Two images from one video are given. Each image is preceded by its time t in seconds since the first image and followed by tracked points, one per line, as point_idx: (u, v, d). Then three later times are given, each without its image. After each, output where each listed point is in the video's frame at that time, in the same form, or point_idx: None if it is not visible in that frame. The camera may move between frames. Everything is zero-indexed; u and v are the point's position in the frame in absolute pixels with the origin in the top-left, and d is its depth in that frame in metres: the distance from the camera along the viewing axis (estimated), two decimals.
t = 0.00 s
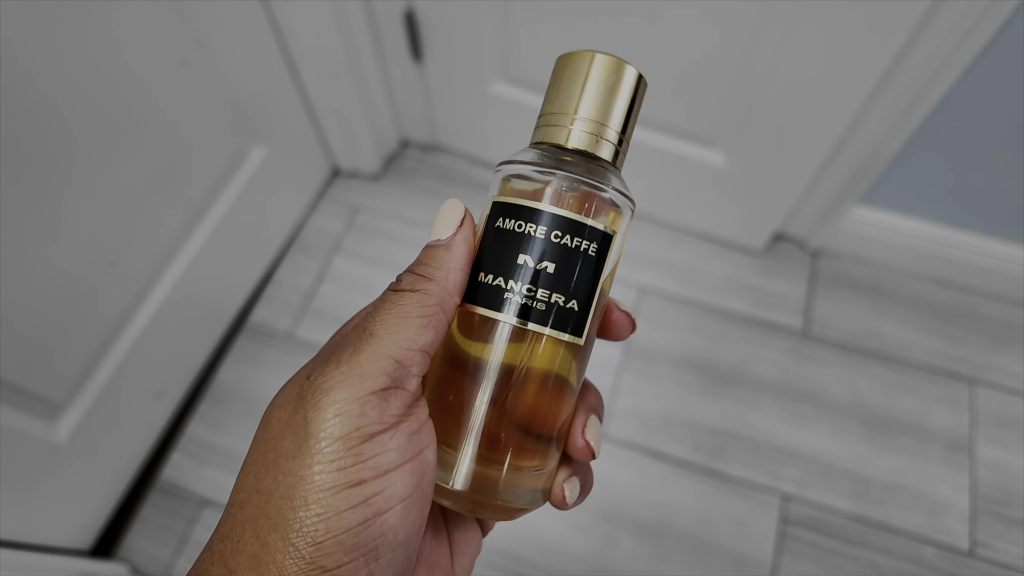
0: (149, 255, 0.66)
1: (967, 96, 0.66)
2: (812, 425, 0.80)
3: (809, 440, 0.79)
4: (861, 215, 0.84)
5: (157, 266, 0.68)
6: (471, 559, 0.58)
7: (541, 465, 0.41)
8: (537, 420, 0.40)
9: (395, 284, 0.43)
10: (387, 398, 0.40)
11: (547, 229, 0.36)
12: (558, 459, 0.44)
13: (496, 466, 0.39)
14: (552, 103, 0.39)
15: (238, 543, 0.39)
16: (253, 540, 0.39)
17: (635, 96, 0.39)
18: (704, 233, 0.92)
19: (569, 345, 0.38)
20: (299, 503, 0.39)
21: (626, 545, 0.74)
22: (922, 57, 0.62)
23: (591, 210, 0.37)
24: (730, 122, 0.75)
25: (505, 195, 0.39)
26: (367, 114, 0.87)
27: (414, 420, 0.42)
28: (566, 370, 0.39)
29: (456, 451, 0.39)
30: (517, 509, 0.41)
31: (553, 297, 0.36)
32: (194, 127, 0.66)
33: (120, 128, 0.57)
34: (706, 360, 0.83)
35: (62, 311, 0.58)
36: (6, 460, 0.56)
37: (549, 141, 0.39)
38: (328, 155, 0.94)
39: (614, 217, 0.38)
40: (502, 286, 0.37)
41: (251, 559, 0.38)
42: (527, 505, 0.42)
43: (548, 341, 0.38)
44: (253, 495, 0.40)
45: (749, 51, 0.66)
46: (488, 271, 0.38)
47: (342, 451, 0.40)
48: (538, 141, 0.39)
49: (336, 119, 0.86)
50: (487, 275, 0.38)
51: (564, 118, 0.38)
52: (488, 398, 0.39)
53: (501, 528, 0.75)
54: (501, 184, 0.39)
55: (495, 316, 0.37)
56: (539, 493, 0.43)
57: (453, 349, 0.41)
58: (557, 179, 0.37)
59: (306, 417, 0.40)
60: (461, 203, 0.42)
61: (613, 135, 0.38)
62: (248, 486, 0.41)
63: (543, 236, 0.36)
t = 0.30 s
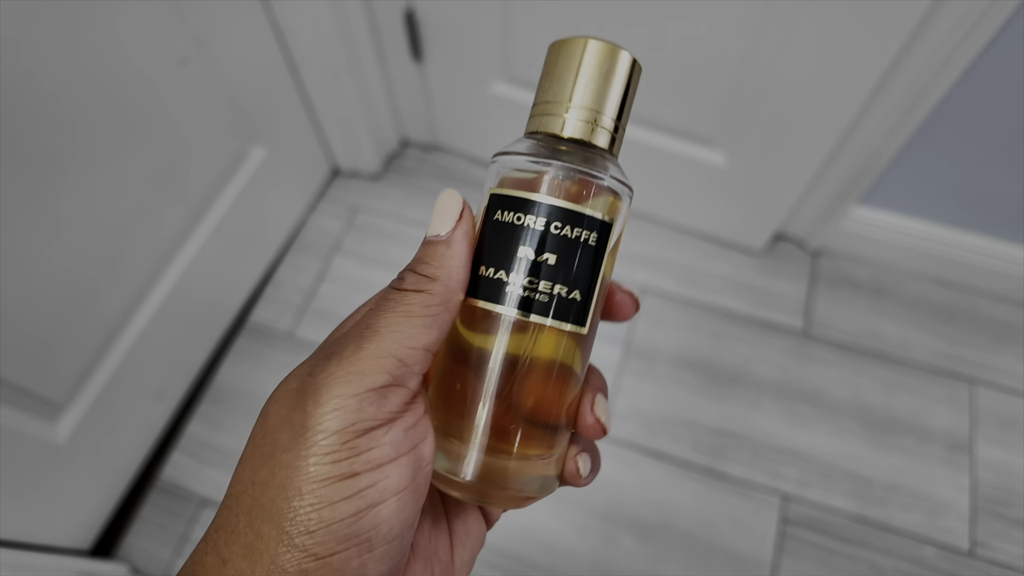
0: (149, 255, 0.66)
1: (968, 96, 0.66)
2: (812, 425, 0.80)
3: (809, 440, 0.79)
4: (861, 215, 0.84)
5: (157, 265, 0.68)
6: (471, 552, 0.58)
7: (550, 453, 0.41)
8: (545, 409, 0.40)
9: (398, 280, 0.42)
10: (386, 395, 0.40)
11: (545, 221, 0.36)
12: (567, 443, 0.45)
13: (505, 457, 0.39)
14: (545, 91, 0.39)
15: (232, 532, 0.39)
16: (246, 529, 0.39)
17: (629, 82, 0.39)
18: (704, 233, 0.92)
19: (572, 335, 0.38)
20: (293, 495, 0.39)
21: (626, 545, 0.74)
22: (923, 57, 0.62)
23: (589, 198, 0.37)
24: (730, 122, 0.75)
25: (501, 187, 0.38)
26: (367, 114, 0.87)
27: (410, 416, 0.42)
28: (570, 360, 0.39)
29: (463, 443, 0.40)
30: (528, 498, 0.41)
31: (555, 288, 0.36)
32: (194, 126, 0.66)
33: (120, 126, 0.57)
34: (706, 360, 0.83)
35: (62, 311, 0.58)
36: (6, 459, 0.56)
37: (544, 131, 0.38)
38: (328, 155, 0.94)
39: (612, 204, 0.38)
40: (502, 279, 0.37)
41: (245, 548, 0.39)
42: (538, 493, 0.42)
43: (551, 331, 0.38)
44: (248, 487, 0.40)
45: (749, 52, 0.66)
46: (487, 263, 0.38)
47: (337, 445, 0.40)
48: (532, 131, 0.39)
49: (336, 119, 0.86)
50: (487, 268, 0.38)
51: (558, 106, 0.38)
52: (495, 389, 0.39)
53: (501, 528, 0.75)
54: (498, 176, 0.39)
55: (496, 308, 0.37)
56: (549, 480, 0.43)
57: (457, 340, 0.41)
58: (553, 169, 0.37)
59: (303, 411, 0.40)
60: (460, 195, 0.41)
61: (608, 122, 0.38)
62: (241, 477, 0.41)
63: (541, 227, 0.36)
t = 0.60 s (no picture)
0: (150, 255, 0.66)
1: (968, 95, 0.66)
2: (812, 425, 0.80)
3: (809, 440, 0.79)
4: (861, 215, 0.84)
5: (157, 265, 0.68)
6: (482, 557, 0.58)
7: (558, 460, 0.41)
8: (555, 417, 0.40)
9: (420, 282, 0.41)
10: (414, 403, 0.40)
11: (567, 222, 0.36)
12: (576, 452, 0.45)
13: (514, 462, 0.39)
14: (577, 88, 0.39)
15: (245, 532, 0.39)
16: (262, 530, 0.39)
17: (663, 82, 0.38)
18: (704, 233, 0.92)
19: (588, 341, 0.38)
20: (314, 497, 0.39)
21: (626, 545, 0.74)
22: (923, 56, 0.62)
23: (614, 201, 0.37)
24: (730, 122, 0.75)
25: (525, 185, 0.38)
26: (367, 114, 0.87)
27: (437, 420, 0.41)
28: (583, 366, 0.39)
29: (471, 446, 0.40)
30: (533, 505, 0.41)
31: (573, 292, 0.36)
32: (195, 126, 0.66)
33: (122, 126, 0.57)
34: (706, 360, 0.83)
35: (63, 310, 0.58)
36: (6, 459, 0.56)
37: (572, 129, 0.38)
38: (329, 155, 0.94)
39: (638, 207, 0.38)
40: (520, 279, 0.37)
41: (259, 548, 0.39)
42: (543, 501, 0.42)
43: (565, 336, 0.37)
44: (263, 486, 0.40)
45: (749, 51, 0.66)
46: (506, 263, 0.38)
47: (363, 451, 0.40)
48: (560, 128, 0.39)
49: (337, 119, 0.86)
50: (506, 268, 0.38)
51: (588, 104, 0.38)
52: (506, 394, 0.39)
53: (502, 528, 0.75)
54: (521, 174, 0.39)
55: (513, 310, 0.37)
56: (555, 488, 0.43)
57: (470, 344, 0.41)
58: (579, 168, 0.37)
59: (331, 417, 0.40)
60: (478, 185, 0.40)
61: (638, 122, 0.38)
62: (258, 478, 0.41)
63: (563, 228, 0.36)
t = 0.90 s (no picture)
0: (150, 254, 0.66)
1: (968, 96, 0.66)
2: (812, 425, 0.80)
3: (809, 440, 0.79)
4: (861, 215, 0.84)
5: (157, 265, 0.68)
6: (478, 559, 0.58)
7: (553, 461, 0.41)
8: (550, 418, 0.40)
9: (416, 287, 0.41)
10: (413, 405, 0.39)
11: (561, 227, 0.36)
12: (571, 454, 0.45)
13: (510, 464, 0.39)
14: (567, 97, 0.39)
15: (246, 535, 0.40)
16: (262, 533, 0.39)
17: (652, 91, 0.39)
18: (704, 234, 0.92)
19: (582, 344, 0.38)
20: (315, 500, 0.39)
21: (626, 546, 0.74)
22: (923, 57, 0.62)
23: (606, 207, 0.37)
24: (730, 122, 0.75)
25: (518, 191, 0.38)
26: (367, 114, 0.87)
27: (436, 423, 0.41)
28: (577, 370, 0.39)
29: (468, 448, 0.40)
30: (529, 506, 0.41)
31: (567, 295, 0.36)
32: (195, 126, 0.66)
33: (122, 127, 0.57)
34: (706, 360, 0.84)
35: (63, 311, 0.58)
36: (6, 459, 0.56)
37: (563, 136, 0.38)
38: (329, 155, 0.94)
39: (629, 213, 0.38)
40: (515, 283, 0.37)
41: (259, 551, 0.39)
42: (538, 502, 0.42)
43: (559, 338, 0.37)
44: (264, 490, 0.41)
45: (749, 51, 0.66)
46: (502, 268, 0.38)
47: (363, 454, 0.39)
48: (552, 136, 0.39)
49: (337, 119, 0.86)
50: (501, 272, 0.38)
51: (579, 112, 0.38)
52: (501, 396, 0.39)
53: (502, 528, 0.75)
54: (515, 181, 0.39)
55: (508, 313, 0.37)
56: (551, 489, 0.43)
57: (466, 349, 0.41)
58: (571, 175, 0.37)
59: (330, 420, 0.40)
60: (473, 194, 0.40)
61: (629, 130, 0.38)
62: (259, 483, 0.41)
63: (557, 233, 0.36)
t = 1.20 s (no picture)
0: (150, 254, 0.66)
1: (967, 96, 0.66)
2: (811, 425, 0.80)
3: (809, 440, 0.79)
4: (860, 216, 0.84)
5: (157, 266, 0.68)
6: (485, 566, 0.58)
7: (570, 474, 0.42)
8: (567, 432, 0.41)
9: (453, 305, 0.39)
10: (447, 426, 0.39)
11: (584, 249, 0.36)
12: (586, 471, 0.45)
13: (528, 475, 0.40)
14: (595, 120, 0.39)
15: (270, 544, 0.39)
16: (288, 544, 0.39)
17: (679, 118, 0.39)
18: (704, 234, 0.92)
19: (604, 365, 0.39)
20: (344, 514, 0.39)
21: (626, 545, 0.74)
22: (922, 56, 0.62)
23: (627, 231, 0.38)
24: (729, 122, 0.75)
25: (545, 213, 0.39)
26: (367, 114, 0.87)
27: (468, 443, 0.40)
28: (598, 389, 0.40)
29: (489, 460, 0.41)
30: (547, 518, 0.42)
31: (588, 316, 0.37)
32: (195, 126, 0.66)
33: (123, 128, 0.57)
34: (706, 360, 0.84)
35: (64, 311, 0.58)
36: (6, 460, 0.56)
37: (590, 160, 0.39)
38: (328, 155, 0.94)
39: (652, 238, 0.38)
40: (537, 302, 0.38)
41: (283, 562, 0.38)
42: (557, 513, 0.42)
43: (579, 356, 0.38)
44: (290, 500, 0.40)
45: (749, 51, 0.66)
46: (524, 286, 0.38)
47: (396, 472, 0.39)
48: (578, 159, 0.39)
49: (337, 119, 0.86)
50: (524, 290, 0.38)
51: (606, 137, 0.38)
52: (521, 410, 0.40)
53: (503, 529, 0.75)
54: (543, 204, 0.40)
55: (529, 330, 0.38)
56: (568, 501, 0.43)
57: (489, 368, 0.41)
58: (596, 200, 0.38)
59: (364, 437, 0.39)
60: (514, 215, 0.38)
61: (654, 155, 0.38)
62: (284, 492, 0.41)
63: (580, 255, 0.36)
